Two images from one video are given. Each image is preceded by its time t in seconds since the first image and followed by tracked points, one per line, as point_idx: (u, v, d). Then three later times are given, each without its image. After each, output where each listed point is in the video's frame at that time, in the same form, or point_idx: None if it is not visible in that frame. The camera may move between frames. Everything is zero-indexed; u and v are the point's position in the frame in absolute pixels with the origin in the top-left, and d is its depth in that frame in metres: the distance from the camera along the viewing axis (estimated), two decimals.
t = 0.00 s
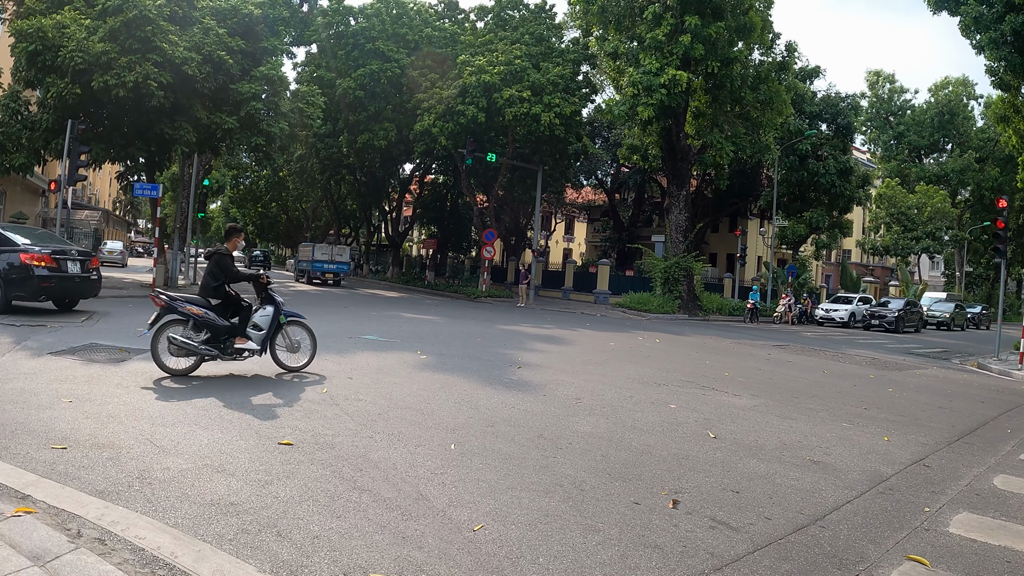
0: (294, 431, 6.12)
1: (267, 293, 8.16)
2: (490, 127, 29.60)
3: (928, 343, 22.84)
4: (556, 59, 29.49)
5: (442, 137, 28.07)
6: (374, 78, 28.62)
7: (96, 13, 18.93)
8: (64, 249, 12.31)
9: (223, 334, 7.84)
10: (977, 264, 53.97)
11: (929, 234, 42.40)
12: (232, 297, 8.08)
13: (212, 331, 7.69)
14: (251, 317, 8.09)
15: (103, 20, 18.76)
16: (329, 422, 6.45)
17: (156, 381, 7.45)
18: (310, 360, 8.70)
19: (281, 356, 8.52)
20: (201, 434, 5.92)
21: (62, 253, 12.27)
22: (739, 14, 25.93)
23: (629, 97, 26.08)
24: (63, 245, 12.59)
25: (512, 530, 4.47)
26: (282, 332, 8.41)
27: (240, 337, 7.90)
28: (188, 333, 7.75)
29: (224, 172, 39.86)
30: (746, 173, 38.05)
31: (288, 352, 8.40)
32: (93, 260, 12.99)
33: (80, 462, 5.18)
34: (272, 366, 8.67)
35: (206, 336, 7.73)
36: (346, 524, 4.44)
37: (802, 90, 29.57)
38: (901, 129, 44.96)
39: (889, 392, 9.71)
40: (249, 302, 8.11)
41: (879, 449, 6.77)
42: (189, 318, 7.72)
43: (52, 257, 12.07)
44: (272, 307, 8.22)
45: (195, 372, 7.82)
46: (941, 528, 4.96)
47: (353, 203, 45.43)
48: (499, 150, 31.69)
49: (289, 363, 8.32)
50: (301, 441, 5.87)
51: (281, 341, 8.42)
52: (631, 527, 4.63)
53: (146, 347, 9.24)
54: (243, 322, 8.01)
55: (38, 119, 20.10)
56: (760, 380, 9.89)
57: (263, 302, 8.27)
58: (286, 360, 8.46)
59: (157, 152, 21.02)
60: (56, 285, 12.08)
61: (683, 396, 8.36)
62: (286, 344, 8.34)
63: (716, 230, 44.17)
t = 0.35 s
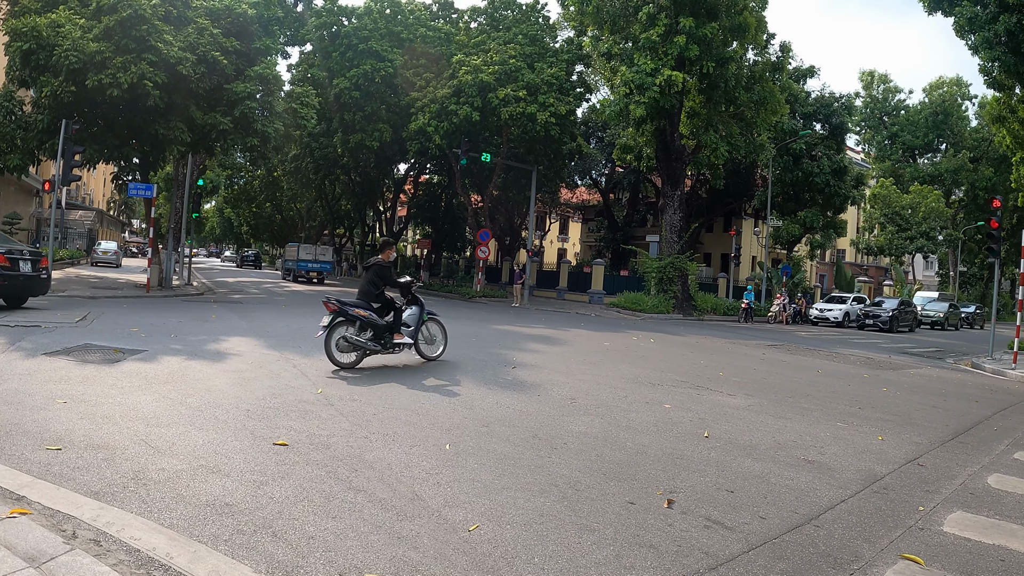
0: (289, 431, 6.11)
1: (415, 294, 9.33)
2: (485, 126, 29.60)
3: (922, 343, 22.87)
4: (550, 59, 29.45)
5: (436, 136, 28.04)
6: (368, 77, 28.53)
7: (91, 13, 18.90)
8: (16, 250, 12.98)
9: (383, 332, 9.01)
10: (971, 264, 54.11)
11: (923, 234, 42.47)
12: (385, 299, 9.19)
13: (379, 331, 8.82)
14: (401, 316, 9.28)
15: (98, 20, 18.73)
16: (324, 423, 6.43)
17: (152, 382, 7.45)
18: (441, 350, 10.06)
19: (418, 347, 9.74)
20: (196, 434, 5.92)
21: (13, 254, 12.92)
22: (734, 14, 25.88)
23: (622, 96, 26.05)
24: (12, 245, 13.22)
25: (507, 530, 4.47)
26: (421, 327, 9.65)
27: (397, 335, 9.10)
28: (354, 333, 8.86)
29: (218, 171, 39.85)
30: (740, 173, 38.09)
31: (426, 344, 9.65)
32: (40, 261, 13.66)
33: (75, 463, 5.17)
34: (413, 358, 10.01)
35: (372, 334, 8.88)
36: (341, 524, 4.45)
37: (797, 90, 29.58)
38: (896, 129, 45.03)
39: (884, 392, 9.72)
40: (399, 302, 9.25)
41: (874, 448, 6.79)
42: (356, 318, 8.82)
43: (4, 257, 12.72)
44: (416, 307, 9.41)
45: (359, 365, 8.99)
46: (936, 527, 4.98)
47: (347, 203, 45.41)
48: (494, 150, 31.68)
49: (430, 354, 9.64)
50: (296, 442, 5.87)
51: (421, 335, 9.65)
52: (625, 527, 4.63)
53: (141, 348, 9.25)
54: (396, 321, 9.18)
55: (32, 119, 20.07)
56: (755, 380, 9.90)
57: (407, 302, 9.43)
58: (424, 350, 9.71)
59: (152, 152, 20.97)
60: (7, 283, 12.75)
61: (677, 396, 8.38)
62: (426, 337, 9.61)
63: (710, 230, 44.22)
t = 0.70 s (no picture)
0: (279, 430, 6.10)
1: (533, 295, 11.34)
2: (475, 125, 29.61)
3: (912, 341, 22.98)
4: (539, 58, 29.45)
5: (427, 135, 28.00)
6: (357, 76, 28.47)
7: (81, 11, 18.84)
8: None
9: (511, 325, 11.04)
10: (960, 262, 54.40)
11: (913, 233, 42.70)
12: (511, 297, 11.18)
13: (511, 326, 10.82)
14: (522, 311, 11.28)
15: (88, 18, 18.65)
16: (315, 422, 6.43)
17: (141, 381, 7.43)
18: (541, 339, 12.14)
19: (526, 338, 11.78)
20: (186, 434, 5.91)
21: None
22: (724, 13, 26.01)
23: (610, 94, 26.05)
24: None
25: (498, 529, 4.48)
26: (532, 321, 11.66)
27: (520, 328, 11.12)
28: (489, 325, 10.86)
29: (208, 169, 39.68)
30: (730, 172, 38.18)
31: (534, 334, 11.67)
32: None
33: (64, 463, 5.15)
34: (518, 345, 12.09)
35: (504, 327, 10.89)
36: (332, 523, 4.45)
37: (787, 89, 29.68)
38: (885, 128, 45.23)
39: (872, 389, 9.77)
40: (522, 300, 11.24)
41: (863, 446, 6.82)
42: (492, 314, 10.80)
43: None
44: (532, 305, 11.42)
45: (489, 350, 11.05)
46: (925, 524, 5.02)
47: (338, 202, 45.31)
48: (484, 148, 31.66)
49: (538, 343, 11.73)
50: (286, 441, 5.86)
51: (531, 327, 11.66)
52: (615, 526, 4.65)
53: (131, 347, 9.21)
54: (519, 315, 11.18)
55: (20, 117, 19.95)
56: (745, 379, 9.93)
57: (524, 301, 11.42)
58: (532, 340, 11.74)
59: (142, 150, 20.87)
60: None
61: (667, 394, 8.39)
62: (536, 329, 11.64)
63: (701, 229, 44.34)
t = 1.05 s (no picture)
0: (268, 430, 6.09)
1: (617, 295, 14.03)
2: (463, 123, 29.60)
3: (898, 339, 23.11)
4: (528, 56, 29.46)
5: (416, 133, 27.93)
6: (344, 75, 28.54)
7: (69, 8, 18.81)
8: None
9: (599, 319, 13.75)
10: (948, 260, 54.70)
11: (901, 231, 42.92)
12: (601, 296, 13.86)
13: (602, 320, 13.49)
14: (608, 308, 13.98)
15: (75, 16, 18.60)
16: (304, 420, 6.41)
17: (129, 380, 7.40)
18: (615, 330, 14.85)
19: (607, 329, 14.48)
20: (174, 433, 5.89)
21: None
22: (713, 12, 26.07)
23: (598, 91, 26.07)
24: None
25: (486, 527, 4.49)
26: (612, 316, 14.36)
27: (607, 322, 13.81)
28: (584, 320, 13.56)
29: (196, 168, 39.51)
30: (718, 170, 38.24)
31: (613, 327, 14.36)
32: None
33: (52, 462, 5.13)
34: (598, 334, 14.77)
35: (597, 321, 13.56)
36: (320, 521, 4.44)
37: (775, 87, 29.76)
38: (873, 127, 45.28)
39: (861, 387, 9.82)
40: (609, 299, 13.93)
41: (851, 443, 6.85)
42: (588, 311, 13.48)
43: None
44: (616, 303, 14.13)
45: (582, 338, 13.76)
46: (912, 520, 5.05)
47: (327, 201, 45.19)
48: (472, 147, 31.60)
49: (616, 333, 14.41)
50: (275, 440, 5.85)
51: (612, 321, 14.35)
52: (602, 523, 4.66)
53: (119, 346, 9.17)
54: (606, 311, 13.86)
55: (5, 115, 19.82)
56: (734, 376, 9.96)
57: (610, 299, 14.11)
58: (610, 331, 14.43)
59: (129, 148, 20.76)
60: None
61: (656, 392, 8.41)
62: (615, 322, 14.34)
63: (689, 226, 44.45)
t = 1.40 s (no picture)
0: (245, 427, 6.05)
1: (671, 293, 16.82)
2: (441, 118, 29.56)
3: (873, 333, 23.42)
4: (507, 52, 29.47)
5: (395, 128, 27.81)
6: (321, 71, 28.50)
7: (45, 2, 18.68)
8: None
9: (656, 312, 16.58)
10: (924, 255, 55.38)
11: (878, 227, 43.36)
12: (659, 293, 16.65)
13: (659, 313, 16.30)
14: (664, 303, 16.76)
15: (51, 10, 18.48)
16: (282, 418, 6.37)
17: (106, 378, 7.34)
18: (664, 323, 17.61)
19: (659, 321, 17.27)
20: (151, 431, 5.84)
21: None
22: (692, 8, 26.30)
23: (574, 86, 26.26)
24: None
25: (464, 522, 4.48)
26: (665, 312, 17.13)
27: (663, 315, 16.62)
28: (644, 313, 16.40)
29: (174, 165, 39.05)
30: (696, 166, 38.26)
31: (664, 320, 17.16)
32: None
33: (27, 462, 5.06)
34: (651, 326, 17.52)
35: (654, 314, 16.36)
36: (298, 518, 4.42)
37: (754, 84, 29.91)
38: (851, 123, 45.38)
39: (839, 380, 9.91)
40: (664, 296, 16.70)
41: (828, 436, 6.91)
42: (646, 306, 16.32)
43: None
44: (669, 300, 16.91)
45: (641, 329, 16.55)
46: (889, 513, 5.09)
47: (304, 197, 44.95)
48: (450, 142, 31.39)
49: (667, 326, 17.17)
50: (251, 437, 5.81)
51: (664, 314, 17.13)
52: (580, 518, 4.67)
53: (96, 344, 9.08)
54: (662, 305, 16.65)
55: None
56: (712, 371, 10.02)
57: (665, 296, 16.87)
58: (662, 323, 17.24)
59: (105, 144, 20.52)
60: None
61: (634, 386, 8.45)
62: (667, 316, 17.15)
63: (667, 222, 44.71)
